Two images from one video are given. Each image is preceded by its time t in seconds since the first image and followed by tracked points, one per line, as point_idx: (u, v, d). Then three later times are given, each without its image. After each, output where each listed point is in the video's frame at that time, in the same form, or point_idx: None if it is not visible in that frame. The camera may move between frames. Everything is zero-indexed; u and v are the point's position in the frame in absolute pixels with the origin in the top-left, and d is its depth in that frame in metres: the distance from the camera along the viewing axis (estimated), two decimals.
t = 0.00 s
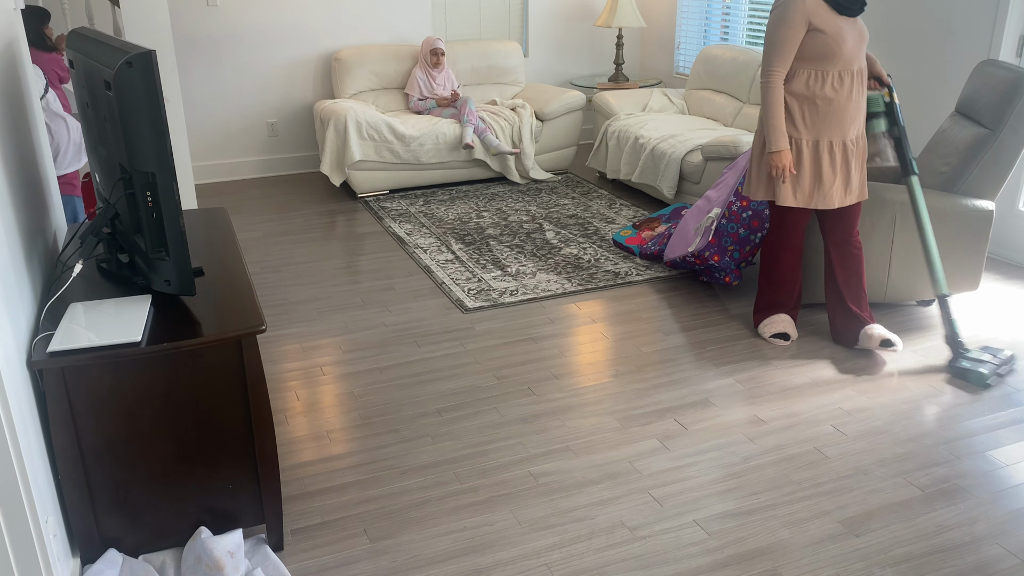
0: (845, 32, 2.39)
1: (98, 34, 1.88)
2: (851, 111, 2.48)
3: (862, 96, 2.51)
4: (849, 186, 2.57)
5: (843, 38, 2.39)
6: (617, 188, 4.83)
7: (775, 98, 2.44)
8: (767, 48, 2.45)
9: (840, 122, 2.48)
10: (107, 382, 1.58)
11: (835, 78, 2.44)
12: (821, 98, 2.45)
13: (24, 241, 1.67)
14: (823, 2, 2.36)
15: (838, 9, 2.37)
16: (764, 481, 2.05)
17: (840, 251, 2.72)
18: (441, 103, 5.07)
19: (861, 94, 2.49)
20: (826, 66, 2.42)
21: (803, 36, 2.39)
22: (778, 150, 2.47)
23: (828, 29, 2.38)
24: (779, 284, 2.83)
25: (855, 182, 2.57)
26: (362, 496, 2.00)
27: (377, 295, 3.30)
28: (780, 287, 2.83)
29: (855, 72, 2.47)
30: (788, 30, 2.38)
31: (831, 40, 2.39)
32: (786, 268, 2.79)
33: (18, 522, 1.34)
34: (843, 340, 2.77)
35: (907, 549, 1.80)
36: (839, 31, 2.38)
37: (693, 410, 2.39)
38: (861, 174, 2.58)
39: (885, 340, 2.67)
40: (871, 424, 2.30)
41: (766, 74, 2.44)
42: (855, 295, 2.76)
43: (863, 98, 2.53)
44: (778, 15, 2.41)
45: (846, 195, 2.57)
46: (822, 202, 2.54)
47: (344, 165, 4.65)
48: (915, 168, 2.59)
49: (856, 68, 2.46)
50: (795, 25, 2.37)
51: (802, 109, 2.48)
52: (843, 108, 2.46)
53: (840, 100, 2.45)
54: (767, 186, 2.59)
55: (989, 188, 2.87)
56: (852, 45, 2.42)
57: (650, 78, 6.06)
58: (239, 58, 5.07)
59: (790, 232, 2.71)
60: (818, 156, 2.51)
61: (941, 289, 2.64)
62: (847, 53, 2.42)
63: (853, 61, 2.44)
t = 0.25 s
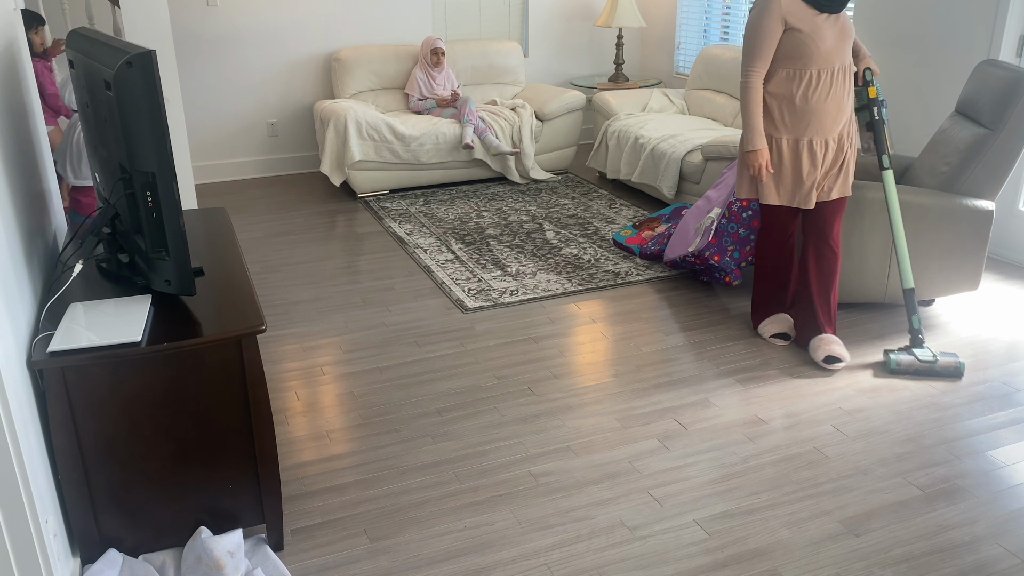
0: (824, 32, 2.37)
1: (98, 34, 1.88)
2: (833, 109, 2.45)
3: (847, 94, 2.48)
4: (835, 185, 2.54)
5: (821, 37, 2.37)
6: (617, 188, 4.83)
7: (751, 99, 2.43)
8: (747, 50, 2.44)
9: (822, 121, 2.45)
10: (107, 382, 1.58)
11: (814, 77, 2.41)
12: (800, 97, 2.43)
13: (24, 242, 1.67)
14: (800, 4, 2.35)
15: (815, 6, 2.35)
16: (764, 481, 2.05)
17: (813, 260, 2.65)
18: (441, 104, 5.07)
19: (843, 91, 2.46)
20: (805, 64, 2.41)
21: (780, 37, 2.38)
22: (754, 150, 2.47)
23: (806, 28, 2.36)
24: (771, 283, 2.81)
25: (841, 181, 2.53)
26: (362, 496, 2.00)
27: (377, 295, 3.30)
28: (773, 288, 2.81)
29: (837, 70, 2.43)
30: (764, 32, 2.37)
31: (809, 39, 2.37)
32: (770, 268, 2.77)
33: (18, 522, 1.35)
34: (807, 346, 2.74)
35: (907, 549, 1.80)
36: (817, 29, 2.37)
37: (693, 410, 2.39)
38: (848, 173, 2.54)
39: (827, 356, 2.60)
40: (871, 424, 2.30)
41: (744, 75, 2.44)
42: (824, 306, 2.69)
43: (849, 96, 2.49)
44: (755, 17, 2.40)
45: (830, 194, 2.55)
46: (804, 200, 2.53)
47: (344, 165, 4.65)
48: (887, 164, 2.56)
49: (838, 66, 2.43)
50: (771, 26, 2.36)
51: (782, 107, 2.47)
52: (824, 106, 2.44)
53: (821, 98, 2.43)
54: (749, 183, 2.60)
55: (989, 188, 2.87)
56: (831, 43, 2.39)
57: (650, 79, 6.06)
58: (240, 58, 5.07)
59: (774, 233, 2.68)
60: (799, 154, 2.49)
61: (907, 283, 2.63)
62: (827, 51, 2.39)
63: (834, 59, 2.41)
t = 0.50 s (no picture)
0: (806, 32, 2.26)
1: (97, 34, 1.88)
2: (815, 113, 2.32)
3: (839, 99, 2.33)
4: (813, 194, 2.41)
5: (802, 37, 2.26)
6: (617, 188, 4.83)
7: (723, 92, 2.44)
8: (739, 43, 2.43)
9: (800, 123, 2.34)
10: (107, 382, 1.58)
11: (795, 76, 2.31)
12: (780, 96, 2.34)
13: (24, 242, 1.67)
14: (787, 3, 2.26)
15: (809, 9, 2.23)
16: (764, 481, 2.05)
17: (791, 271, 2.55)
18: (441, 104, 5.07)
19: (827, 98, 2.31)
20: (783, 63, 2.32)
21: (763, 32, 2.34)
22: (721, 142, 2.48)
23: (789, 25, 2.27)
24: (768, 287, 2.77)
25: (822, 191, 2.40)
26: (362, 496, 2.00)
27: (377, 295, 3.30)
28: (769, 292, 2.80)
29: (820, 74, 2.30)
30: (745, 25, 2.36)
31: (786, 36, 2.28)
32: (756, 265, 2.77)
33: (18, 522, 1.35)
34: (774, 351, 2.69)
35: (907, 549, 1.80)
36: (802, 27, 2.26)
37: (693, 410, 2.39)
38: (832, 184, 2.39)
39: (783, 365, 2.57)
40: (871, 424, 2.30)
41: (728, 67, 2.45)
42: (795, 320, 2.60)
43: (842, 102, 2.33)
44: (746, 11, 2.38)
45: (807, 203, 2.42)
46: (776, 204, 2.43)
47: (344, 165, 4.65)
48: (927, 226, 2.19)
49: (828, 67, 2.29)
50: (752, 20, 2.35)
51: (765, 103, 2.39)
52: (803, 108, 2.32)
53: (801, 100, 2.31)
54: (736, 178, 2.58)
55: (989, 188, 2.87)
56: (814, 45, 2.26)
57: (650, 79, 6.06)
58: (239, 57, 5.07)
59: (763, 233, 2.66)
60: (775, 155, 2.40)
61: (970, 365, 2.12)
62: (810, 51, 2.27)
63: (817, 62, 2.29)
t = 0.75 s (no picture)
0: (791, 27, 2.32)
1: (98, 34, 1.88)
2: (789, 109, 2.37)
3: (820, 100, 2.36)
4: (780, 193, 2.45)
5: (788, 31, 2.32)
6: (618, 189, 4.83)
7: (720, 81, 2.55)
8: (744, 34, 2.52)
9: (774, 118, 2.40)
10: (107, 382, 1.58)
11: (778, 71, 2.38)
12: (764, 88, 2.43)
13: (24, 242, 1.67)
14: None
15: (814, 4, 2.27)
16: (764, 481, 2.05)
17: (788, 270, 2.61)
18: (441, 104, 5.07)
19: (807, 96, 2.35)
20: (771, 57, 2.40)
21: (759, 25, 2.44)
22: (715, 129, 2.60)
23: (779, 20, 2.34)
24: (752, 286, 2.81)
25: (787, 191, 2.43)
26: (362, 496, 2.00)
27: (377, 295, 3.30)
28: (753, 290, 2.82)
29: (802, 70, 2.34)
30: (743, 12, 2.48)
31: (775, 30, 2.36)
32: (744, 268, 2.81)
33: (17, 522, 1.35)
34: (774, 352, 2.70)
35: (907, 549, 1.80)
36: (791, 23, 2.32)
37: (694, 410, 2.39)
38: (800, 185, 2.42)
39: (782, 365, 2.58)
40: (871, 424, 2.30)
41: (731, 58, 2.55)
42: (795, 320, 2.63)
43: (823, 104, 2.36)
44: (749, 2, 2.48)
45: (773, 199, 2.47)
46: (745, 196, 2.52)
47: (344, 165, 4.65)
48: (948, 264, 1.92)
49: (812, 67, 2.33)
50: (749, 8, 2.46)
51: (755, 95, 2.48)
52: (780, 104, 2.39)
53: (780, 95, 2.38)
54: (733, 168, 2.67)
55: (989, 188, 2.87)
56: (797, 41, 2.32)
57: (651, 79, 6.06)
58: (240, 58, 5.07)
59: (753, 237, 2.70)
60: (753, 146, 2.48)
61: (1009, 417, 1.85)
62: (795, 49, 2.33)
63: (799, 58, 2.34)
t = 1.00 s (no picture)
0: (771, 29, 2.35)
1: (97, 34, 1.88)
2: (775, 110, 2.41)
3: (799, 98, 2.41)
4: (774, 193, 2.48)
5: (769, 34, 2.35)
6: (618, 188, 4.83)
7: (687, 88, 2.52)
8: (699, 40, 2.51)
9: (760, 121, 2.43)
10: (107, 382, 1.58)
11: (757, 74, 2.41)
12: (744, 92, 2.44)
13: (24, 242, 1.67)
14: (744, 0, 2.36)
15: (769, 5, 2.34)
16: (764, 481, 2.05)
17: (780, 270, 2.63)
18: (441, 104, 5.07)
19: (794, 93, 2.40)
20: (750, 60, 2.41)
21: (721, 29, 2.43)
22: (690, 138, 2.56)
23: (754, 24, 2.36)
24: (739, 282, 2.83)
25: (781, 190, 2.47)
26: (362, 496, 2.00)
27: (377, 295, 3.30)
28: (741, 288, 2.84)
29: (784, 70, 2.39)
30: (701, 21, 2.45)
31: (751, 33, 2.37)
32: (733, 270, 2.82)
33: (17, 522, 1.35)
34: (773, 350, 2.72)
35: (907, 549, 1.80)
36: (767, 26, 2.35)
37: (693, 410, 2.39)
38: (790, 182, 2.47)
39: (783, 364, 2.58)
40: (871, 424, 2.30)
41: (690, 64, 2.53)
42: (794, 317, 2.65)
43: (803, 101, 2.42)
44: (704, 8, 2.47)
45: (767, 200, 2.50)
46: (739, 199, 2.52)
47: (344, 165, 4.65)
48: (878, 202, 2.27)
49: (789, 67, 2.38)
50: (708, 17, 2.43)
51: (731, 100, 2.49)
52: (764, 106, 2.41)
53: (762, 97, 2.41)
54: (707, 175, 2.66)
55: (989, 188, 2.87)
56: (778, 41, 2.36)
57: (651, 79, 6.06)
58: (240, 57, 5.07)
59: (739, 238, 2.73)
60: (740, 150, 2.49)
61: (903, 338, 2.23)
62: (774, 50, 2.37)
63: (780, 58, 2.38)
